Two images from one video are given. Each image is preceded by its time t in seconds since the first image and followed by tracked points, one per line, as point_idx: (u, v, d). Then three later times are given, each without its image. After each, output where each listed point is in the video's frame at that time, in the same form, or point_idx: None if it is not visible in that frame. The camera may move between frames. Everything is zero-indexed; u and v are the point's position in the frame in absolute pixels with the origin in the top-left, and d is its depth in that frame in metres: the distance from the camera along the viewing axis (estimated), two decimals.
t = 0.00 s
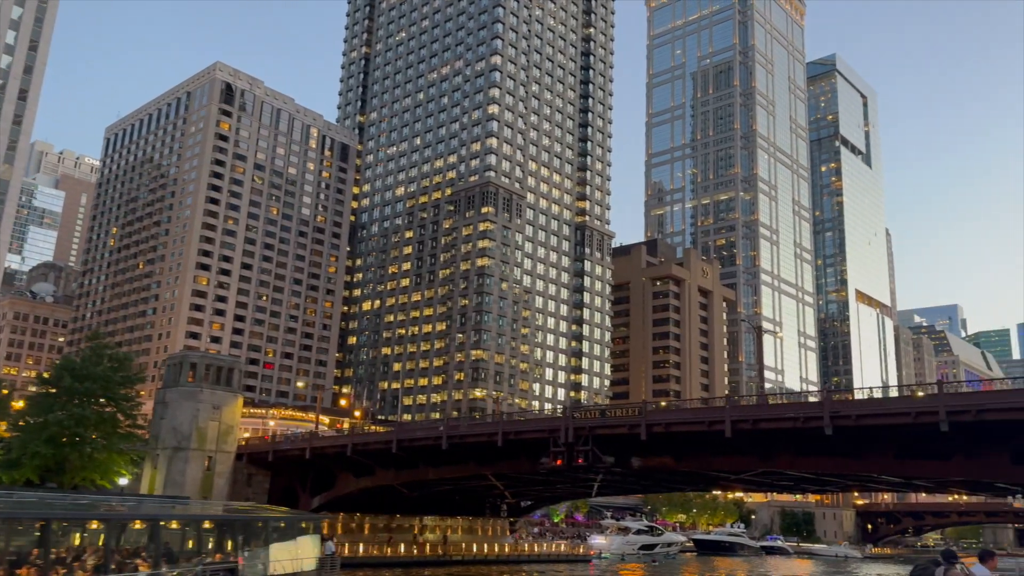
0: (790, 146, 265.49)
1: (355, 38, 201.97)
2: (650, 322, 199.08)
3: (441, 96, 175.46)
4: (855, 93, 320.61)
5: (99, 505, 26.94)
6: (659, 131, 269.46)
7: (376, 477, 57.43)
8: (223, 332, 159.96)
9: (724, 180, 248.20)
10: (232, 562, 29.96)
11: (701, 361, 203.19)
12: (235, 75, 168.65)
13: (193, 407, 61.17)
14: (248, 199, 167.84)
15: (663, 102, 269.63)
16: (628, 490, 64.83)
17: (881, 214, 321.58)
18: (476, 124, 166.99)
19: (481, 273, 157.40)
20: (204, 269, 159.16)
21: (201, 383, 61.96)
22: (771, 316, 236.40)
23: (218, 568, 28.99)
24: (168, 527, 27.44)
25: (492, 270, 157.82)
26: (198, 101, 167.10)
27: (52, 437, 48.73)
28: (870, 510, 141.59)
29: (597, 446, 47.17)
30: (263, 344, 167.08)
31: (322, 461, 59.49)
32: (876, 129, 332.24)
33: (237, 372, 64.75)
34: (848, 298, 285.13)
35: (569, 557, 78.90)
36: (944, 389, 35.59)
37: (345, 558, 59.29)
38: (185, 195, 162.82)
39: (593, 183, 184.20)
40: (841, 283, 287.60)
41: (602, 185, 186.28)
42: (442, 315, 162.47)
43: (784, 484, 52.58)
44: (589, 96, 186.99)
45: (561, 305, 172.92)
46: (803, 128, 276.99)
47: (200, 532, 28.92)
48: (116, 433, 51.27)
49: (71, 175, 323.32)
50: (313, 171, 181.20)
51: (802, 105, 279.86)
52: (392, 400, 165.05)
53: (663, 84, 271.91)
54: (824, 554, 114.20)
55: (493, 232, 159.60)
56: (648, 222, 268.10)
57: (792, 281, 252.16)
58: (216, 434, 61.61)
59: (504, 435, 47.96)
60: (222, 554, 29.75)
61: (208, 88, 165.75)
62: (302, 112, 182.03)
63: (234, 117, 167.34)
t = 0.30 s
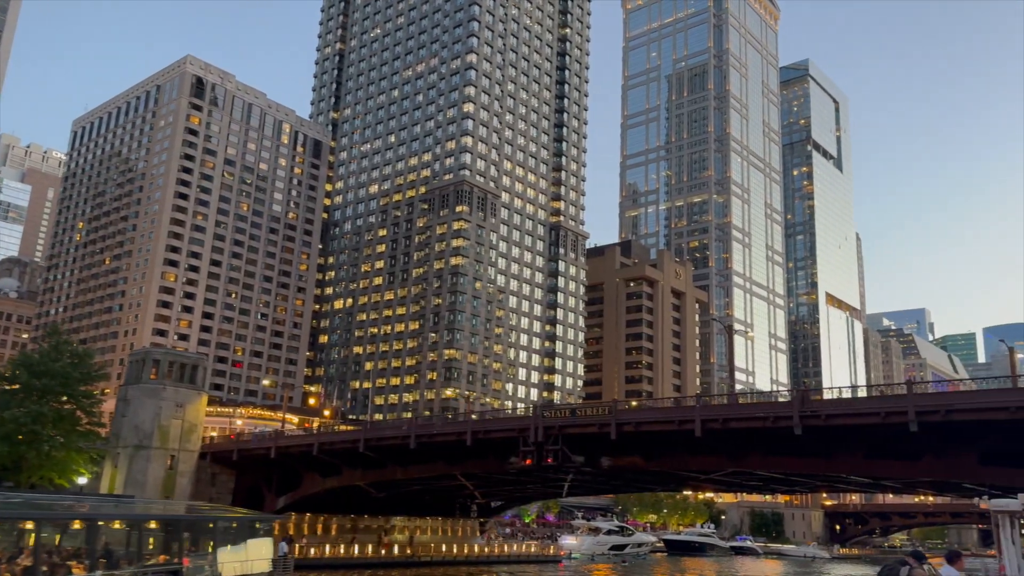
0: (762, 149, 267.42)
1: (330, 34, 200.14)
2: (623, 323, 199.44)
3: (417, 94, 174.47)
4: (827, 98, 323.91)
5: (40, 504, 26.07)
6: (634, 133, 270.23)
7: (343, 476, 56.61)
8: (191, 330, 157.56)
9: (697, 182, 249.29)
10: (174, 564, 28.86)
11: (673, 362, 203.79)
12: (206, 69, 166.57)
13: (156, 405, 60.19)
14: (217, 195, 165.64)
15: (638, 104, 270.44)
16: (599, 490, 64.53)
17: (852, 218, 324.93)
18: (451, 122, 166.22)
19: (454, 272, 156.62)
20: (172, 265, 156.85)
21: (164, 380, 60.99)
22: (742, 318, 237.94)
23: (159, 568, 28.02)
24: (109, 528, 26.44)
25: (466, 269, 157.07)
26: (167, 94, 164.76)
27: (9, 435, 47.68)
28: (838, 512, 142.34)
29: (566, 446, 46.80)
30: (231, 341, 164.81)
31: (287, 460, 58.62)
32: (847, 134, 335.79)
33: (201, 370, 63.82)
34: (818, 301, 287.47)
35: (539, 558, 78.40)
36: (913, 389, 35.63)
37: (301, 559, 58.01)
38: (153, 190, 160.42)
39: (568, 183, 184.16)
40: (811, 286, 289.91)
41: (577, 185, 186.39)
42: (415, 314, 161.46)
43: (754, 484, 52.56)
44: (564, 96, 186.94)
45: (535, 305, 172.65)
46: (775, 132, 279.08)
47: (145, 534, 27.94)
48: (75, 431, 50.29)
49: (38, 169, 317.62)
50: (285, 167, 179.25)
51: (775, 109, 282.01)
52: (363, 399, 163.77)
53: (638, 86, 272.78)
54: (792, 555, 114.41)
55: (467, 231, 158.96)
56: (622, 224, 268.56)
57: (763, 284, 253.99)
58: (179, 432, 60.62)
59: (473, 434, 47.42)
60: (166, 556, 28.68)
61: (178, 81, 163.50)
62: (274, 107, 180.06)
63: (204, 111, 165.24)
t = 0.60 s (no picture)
0: (735, 152, 269.07)
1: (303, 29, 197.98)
2: (595, 323, 199.63)
3: (390, 91, 173.33)
4: (799, 103, 326.86)
5: None
6: (609, 134, 270.70)
7: (308, 476, 55.68)
8: (157, 327, 155.05)
9: (670, 184, 250.23)
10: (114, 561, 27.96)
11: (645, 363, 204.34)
12: (175, 62, 164.30)
13: (116, 402, 59.03)
14: (185, 190, 163.27)
15: (613, 105, 270.96)
16: (569, 490, 64.12)
17: (821, 222, 328.14)
18: (424, 120, 165.23)
19: (427, 271, 155.66)
20: (137, 261, 154.35)
21: (125, 377, 59.90)
22: (713, 319, 239.20)
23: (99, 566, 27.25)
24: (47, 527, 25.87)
25: (439, 268, 156.19)
26: (135, 87, 162.28)
27: None
28: (806, 512, 143.23)
29: (536, 445, 46.31)
30: (198, 339, 162.39)
31: (251, 460, 57.62)
32: (818, 139, 339.18)
33: (164, 367, 62.75)
34: (788, 303, 289.88)
35: (508, 558, 77.76)
36: (883, 389, 35.65)
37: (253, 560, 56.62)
38: (119, 184, 157.77)
39: (542, 183, 183.91)
40: (781, 289, 292.28)
41: (551, 185, 186.20)
42: (386, 313, 160.25)
43: (722, 484, 52.37)
44: (539, 96, 186.64)
45: (508, 305, 172.16)
46: (748, 135, 280.94)
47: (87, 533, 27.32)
48: (32, 429, 49.09)
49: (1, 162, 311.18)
50: (255, 163, 177.17)
51: (747, 113, 283.98)
52: (333, 398, 162.36)
53: (613, 87, 273.30)
54: (760, 555, 114.85)
55: (440, 230, 158.11)
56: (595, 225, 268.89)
57: (734, 285, 255.59)
58: (139, 430, 59.43)
59: (442, 433, 46.75)
60: (106, 557, 27.76)
61: (146, 73, 161.11)
62: (245, 102, 177.92)
63: (173, 105, 162.92)
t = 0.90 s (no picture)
0: (709, 155, 270.56)
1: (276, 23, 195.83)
2: (569, 324, 199.61)
3: (365, 87, 172.04)
4: (772, 107, 329.54)
5: None
6: (584, 135, 271.04)
7: (273, 475, 54.78)
8: (123, 323, 152.64)
9: (645, 186, 250.92)
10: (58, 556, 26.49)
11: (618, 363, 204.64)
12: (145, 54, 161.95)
13: (75, 399, 57.79)
14: (154, 184, 160.81)
15: (589, 106, 271.48)
16: (540, 491, 63.73)
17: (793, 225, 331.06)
18: (399, 117, 164.14)
19: (400, 269, 154.65)
20: (104, 256, 151.83)
21: (85, 374, 58.71)
22: (686, 321, 240.18)
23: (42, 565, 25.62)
24: None
25: (412, 266, 155.20)
26: (103, 79, 159.75)
27: None
28: (775, 512, 144.03)
29: (505, 444, 45.80)
30: (166, 336, 159.99)
31: (215, 458, 56.64)
32: (791, 143, 342.34)
33: (125, 364, 61.67)
34: (759, 306, 291.91)
35: (478, 559, 77.12)
36: (854, 389, 35.54)
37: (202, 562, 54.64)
38: (86, 177, 155.07)
39: (517, 183, 183.66)
40: (753, 291, 294.36)
41: (526, 185, 185.94)
42: (359, 311, 159.00)
43: (693, 484, 52.19)
44: (515, 95, 186.22)
45: (482, 305, 171.57)
46: (722, 138, 282.58)
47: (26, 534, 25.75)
48: None
49: None
50: (226, 158, 175.00)
51: (721, 116, 285.70)
52: (304, 397, 160.78)
53: (589, 88, 273.77)
54: (729, 556, 115.30)
55: (414, 228, 157.05)
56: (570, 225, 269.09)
57: (707, 287, 256.90)
58: (100, 428, 58.42)
59: (410, 432, 46.13)
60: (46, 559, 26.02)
61: (115, 65, 158.65)
62: (216, 96, 175.77)
63: (142, 98, 160.52)
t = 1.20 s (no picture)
0: (685, 157, 271.66)
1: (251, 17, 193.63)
2: (545, 324, 199.40)
3: (340, 84, 170.75)
4: (748, 110, 331.72)
5: None
6: (561, 135, 271.05)
7: (240, 475, 53.84)
8: (91, 320, 150.40)
9: (622, 187, 251.26)
10: None
11: (593, 364, 204.75)
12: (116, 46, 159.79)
13: (36, 395, 56.59)
14: (124, 178, 158.46)
15: (566, 107, 271.60)
16: (513, 491, 63.32)
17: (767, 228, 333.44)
18: (375, 114, 162.99)
19: (375, 267, 153.54)
20: (72, 251, 149.45)
21: (47, 369, 57.58)
22: (662, 322, 240.84)
23: None
24: None
25: (387, 265, 154.14)
26: (73, 71, 157.42)
27: None
28: (748, 513, 144.75)
29: (477, 443, 45.25)
30: (135, 333, 157.58)
31: (181, 457, 55.64)
32: (766, 146, 344.90)
33: (88, 360, 60.69)
34: (733, 307, 293.46)
35: (451, 559, 76.39)
36: (826, 389, 35.44)
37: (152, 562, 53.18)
38: (54, 171, 152.54)
39: (494, 182, 183.15)
40: (727, 293, 295.84)
41: (502, 184, 185.56)
42: (332, 310, 157.67)
43: (665, 484, 52.03)
44: (492, 94, 185.69)
45: (458, 304, 170.79)
46: (698, 141, 283.85)
47: None
48: None
49: None
50: (199, 153, 172.88)
51: (697, 118, 287.04)
52: (276, 396, 159.19)
53: (566, 89, 273.83)
54: (702, 556, 115.56)
55: (389, 226, 155.96)
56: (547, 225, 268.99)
57: (682, 288, 257.81)
58: (62, 426, 57.34)
59: (381, 430, 45.45)
60: None
61: (85, 57, 156.39)
62: (189, 90, 173.66)
63: (112, 91, 158.31)
